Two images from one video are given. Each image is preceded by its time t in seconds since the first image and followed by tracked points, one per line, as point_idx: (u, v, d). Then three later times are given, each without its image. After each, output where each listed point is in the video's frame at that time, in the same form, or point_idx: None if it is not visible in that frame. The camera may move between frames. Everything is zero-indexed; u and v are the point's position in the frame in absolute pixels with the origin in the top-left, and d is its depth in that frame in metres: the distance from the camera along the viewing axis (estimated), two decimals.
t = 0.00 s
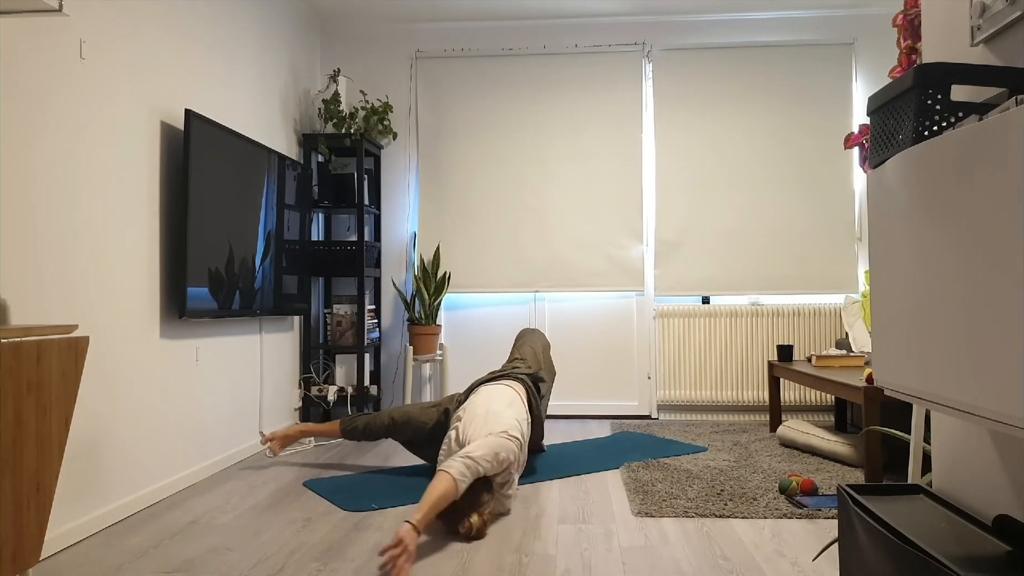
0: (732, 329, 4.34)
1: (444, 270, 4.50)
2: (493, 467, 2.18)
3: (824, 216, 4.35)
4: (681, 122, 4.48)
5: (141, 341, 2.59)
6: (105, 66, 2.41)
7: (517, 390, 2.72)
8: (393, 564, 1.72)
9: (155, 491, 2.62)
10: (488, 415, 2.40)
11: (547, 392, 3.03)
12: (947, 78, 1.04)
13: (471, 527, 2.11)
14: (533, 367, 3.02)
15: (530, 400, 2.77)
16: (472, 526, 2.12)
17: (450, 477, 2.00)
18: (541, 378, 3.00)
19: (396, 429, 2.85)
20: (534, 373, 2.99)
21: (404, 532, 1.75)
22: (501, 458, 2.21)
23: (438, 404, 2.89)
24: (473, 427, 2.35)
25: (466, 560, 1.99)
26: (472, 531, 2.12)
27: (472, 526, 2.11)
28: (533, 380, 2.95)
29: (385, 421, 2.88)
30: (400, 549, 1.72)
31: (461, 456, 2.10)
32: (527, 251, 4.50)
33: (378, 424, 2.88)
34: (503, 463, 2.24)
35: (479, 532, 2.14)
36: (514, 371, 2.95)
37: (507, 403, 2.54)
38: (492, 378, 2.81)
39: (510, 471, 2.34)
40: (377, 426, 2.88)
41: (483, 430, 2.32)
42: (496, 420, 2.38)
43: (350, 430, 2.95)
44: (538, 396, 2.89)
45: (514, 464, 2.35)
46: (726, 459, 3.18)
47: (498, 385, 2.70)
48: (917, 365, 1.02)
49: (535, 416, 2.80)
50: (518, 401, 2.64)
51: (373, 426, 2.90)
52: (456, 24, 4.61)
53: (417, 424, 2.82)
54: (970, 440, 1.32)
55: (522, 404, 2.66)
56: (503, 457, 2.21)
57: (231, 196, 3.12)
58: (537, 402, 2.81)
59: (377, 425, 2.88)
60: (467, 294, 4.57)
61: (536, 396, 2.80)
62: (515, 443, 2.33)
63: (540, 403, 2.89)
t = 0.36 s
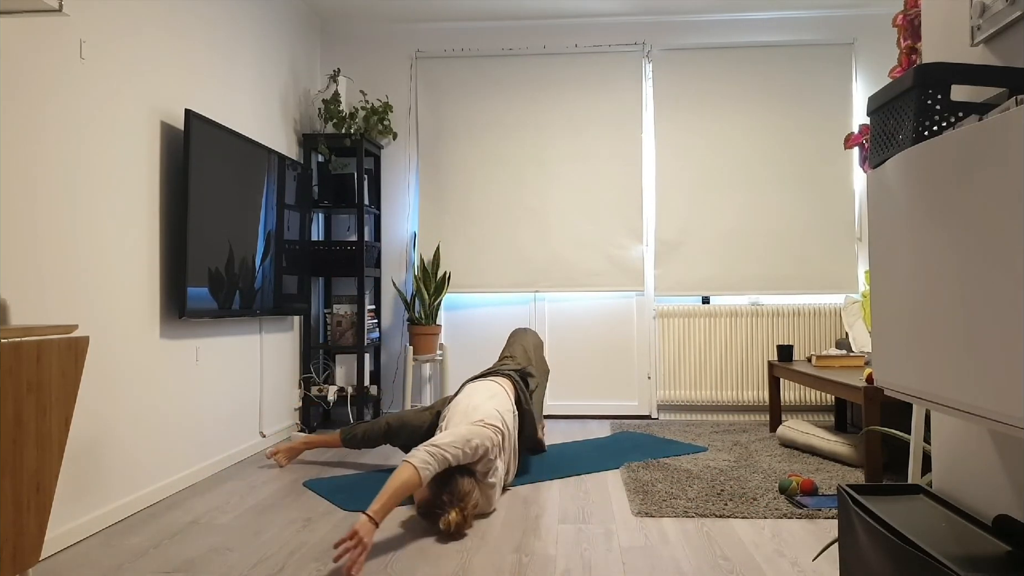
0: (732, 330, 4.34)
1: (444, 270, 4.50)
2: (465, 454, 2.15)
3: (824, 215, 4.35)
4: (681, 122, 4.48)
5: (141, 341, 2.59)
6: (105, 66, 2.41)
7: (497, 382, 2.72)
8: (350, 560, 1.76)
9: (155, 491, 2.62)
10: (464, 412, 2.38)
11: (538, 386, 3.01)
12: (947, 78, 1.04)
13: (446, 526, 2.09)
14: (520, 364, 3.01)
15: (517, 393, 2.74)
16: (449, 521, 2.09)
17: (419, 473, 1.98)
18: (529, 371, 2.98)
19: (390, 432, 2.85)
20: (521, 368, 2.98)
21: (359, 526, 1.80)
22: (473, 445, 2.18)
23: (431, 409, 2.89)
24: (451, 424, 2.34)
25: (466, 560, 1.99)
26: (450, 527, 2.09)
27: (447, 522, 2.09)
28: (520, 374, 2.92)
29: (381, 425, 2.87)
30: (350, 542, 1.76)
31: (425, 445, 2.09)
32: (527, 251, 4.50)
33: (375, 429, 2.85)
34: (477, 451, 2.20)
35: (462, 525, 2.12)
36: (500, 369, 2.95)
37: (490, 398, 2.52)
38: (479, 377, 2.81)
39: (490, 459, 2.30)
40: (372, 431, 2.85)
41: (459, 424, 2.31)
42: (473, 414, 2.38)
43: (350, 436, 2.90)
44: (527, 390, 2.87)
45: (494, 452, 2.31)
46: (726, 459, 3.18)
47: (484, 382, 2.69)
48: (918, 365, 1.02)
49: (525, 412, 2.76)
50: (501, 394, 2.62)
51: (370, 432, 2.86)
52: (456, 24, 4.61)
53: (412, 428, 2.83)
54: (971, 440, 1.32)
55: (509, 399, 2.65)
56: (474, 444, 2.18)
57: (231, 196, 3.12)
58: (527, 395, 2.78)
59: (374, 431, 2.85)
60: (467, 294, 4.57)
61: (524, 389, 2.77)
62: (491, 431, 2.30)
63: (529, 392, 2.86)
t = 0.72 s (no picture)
0: (733, 330, 4.34)
1: (444, 270, 4.50)
2: (438, 450, 2.15)
3: (824, 215, 4.35)
4: (681, 122, 4.48)
5: (141, 341, 2.59)
6: (105, 66, 2.41)
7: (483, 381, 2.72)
8: (303, 556, 1.89)
9: (154, 491, 2.62)
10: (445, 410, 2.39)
11: (528, 384, 3.00)
12: (947, 78, 1.04)
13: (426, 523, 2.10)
14: (507, 364, 3.01)
15: (507, 392, 2.75)
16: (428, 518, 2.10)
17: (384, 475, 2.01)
18: (518, 369, 2.98)
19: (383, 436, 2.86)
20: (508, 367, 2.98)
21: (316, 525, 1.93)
22: (446, 440, 2.17)
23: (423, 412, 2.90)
24: (431, 423, 2.35)
25: (466, 560, 1.99)
26: (430, 525, 2.10)
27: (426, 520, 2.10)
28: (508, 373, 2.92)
29: (375, 430, 2.90)
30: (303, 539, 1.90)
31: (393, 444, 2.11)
32: (527, 251, 4.50)
33: (368, 434, 2.89)
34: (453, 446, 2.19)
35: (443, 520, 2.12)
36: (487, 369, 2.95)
37: (473, 395, 2.53)
38: (468, 378, 2.82)
39: (471, 453, 2.29)
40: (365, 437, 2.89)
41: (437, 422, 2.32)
42: (453, 412, 2.38)
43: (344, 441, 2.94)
44: (516, 387, 2.87)
45: (475, 446, 2.30)
46: (726, 459, 3.18)
47: (470, 382, 2.70)
48: (918, 365, 1.02)
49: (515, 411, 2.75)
50: (485, 391, 2.62)
51: (362, 437, 2.89)
52: (457, 24, 4.61)
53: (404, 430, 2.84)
54: (971, 440, 1.32)
55: (496, 397, 2.65)
56: (448, 439, 2.18)
57: (231, 196, 3.11)
58: (516, 393, 2.78)
59: (365, 436, 2.89)
60: (467, 294, 4.57)
61: (513, 387, 2.78)
62: (468, 424, 2.30)
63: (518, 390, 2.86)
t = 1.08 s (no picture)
0: (733, 330, 4.34)
1: (444, 270, 4.50)
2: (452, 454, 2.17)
3: (824, 215, 4.35)
4: (681, 122, 4.48)
5: (141, 341, 2.59)
6: (105, 66, 2.41)
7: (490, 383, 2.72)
8: (326, 559, 1.88)
9: (154, 491, 2.62)
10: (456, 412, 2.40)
11: (532, 387, 3.00)
12: (947, 78, 1.04)
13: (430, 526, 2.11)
14: (513, 366, 3.01)
15: (512, 396, 2.74)
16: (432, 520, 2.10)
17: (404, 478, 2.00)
18: (524, 373, 2.97)
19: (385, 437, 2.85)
20: (514, 369, 2.97)
21: (339, 528, 1.90)
22: (460, 445, 2.19)
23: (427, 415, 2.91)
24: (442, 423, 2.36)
25: (466, 560, 1.99)
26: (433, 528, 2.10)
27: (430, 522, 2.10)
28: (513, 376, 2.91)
29: (376, 431, 2.87)
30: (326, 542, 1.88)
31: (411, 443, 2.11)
32: (527, 251, 4.50)
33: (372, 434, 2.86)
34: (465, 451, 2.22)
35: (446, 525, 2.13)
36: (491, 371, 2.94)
37: (482, 398, 2.53)
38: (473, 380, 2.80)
39: (479, 458, 2.32)
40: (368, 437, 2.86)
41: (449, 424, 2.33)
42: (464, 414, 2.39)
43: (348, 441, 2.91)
44: (521, 390, 2.87)
45: (484, 452, 2.33)
46: (726, 459, 3.18)
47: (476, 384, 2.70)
48: (918, 365, 1.02)
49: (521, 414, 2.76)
50: (492, 394, 2.62)
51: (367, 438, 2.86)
52: (457, 24, 4.61)
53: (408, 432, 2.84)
54: (971, 439, 1.32)
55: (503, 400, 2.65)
56: (462, 444, 2.20)
57: (231, 196, 3.11)
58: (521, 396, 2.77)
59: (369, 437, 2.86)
60: (467, 294, 4.57)
61: (519, 390, 2.77)
62: (480, 430, 2.32)
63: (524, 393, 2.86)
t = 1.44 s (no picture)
0: (733, 330, 4.34)
1: (444, 270, 4.50)
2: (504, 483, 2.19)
3: (824, 215, 4.35)
4: (681, 122, 4.48)
5: (141, 342, 2.59)
6: (105, 67, 2.41)
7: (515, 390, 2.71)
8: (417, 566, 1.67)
9: (154, 491, 2.62)
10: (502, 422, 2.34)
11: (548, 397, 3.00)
12: (947, 78, 1.04)
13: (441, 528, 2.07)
14: (532, 369, 2.99)
15: (531, 405, 2.77)
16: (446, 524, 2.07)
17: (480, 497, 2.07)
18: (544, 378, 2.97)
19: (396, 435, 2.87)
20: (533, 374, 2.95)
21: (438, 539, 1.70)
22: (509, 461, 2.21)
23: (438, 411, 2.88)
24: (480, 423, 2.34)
25: (466, 560, 1.99)
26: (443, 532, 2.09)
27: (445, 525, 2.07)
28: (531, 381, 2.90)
29: (386, 426, 2.88)
30: (435, 545, 1.69)
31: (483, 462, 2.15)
32: (528, 251, 4.50)
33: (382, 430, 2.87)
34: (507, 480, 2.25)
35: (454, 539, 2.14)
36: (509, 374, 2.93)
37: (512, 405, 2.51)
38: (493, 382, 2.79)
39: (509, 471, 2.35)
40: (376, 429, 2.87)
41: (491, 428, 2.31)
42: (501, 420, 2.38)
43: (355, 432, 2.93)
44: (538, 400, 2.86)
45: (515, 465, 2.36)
46: (726, 459, 3.18)
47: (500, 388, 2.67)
48: (918, 365, 1.02)
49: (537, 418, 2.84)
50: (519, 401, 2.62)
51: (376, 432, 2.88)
52: (457, 24, 4.61)
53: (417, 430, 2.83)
54: (970, 439, 1.32)
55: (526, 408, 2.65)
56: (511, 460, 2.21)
57: (231, 197, 3.11)
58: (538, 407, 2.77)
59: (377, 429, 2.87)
60: (467, 294, 4.57)
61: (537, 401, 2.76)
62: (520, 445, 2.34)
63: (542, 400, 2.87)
